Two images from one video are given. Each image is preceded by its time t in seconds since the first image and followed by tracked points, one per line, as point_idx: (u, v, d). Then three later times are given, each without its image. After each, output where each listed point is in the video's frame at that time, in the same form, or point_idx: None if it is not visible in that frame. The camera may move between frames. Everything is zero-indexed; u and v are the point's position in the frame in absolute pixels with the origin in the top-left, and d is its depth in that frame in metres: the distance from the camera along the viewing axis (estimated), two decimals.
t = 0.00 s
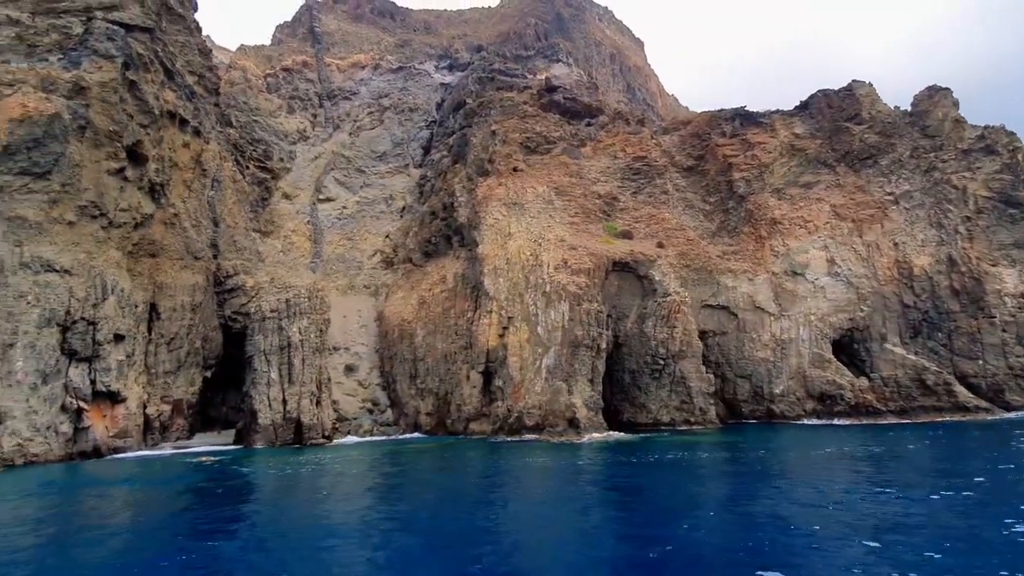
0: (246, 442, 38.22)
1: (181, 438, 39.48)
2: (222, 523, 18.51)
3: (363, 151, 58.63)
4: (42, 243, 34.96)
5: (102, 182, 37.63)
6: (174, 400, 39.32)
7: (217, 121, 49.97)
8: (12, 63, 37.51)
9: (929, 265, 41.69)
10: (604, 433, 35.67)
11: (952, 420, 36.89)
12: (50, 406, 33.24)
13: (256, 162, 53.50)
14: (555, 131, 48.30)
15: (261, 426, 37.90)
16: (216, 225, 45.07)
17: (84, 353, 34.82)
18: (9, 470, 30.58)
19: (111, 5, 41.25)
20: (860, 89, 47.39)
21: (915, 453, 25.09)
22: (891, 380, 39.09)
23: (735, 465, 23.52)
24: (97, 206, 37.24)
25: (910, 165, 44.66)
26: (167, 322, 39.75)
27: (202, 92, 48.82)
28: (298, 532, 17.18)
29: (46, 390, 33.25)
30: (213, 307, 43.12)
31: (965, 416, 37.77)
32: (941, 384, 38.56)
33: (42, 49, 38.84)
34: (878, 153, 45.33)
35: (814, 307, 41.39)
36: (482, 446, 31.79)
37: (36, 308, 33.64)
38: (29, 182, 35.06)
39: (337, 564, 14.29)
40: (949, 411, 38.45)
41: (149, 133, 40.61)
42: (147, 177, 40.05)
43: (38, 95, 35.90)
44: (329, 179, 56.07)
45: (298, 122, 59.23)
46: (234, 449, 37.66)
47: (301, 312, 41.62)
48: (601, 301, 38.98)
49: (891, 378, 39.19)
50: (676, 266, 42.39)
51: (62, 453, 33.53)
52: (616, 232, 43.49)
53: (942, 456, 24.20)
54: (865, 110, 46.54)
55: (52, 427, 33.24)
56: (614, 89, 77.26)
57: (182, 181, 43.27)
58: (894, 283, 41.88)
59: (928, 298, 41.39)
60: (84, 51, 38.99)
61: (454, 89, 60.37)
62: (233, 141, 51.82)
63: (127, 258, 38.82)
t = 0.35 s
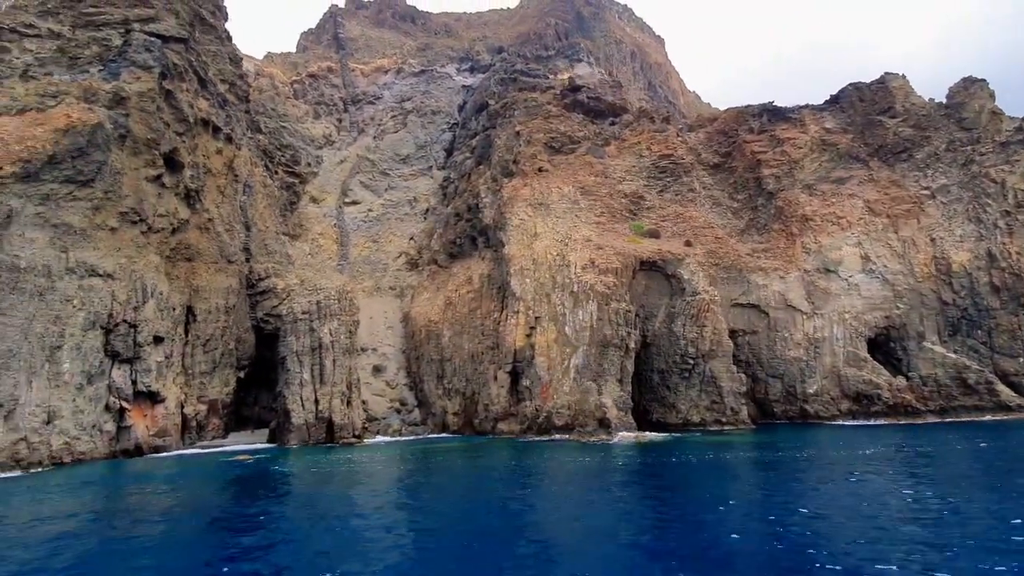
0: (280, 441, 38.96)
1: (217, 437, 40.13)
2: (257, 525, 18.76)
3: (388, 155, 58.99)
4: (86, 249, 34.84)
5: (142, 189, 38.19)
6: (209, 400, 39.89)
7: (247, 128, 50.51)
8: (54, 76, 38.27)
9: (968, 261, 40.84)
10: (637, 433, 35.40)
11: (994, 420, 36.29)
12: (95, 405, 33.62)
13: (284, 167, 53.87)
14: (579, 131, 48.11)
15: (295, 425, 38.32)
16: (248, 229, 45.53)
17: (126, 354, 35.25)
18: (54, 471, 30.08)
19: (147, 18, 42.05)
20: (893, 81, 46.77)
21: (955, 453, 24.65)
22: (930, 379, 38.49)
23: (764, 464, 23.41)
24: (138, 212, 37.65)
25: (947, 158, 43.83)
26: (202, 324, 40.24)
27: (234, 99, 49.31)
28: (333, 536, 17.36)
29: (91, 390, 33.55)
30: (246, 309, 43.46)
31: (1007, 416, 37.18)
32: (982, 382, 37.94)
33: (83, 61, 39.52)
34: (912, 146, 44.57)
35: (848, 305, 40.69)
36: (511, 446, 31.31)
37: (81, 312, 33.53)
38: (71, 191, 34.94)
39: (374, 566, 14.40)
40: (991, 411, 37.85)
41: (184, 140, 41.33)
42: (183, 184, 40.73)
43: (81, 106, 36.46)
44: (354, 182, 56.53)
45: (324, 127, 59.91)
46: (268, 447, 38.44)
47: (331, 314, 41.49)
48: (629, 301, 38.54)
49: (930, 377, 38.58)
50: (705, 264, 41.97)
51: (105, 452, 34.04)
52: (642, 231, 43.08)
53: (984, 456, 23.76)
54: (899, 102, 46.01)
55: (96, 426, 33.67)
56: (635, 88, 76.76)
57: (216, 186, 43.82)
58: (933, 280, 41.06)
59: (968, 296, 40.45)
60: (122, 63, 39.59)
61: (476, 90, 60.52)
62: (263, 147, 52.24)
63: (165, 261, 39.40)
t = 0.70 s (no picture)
0: (315, 443, 38.90)
1: (255, 438, 40.30)
2: (294, 525, 19.09)
3: (414, 159, 58.94)
4: (133, 256, 35.47)
5: (183, 198, 38.75)
6: (247, 402, 40.14)
7: (280, 136, 51.11)
8: (100, 90, 39.68)
9: (1014, 257, 39.77)
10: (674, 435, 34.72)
11: None
12: (141, 406, 34.20)
13: (314, 173, 54.29)
14: (606, 132, 47.97)
15: (330, 427, 38.34)
16: (282, 234, 46.30)
17: (170, 358, 35.70)
18: (104, 471, 30.44)
19: (187, 32, 43.37)
20: (933, 73, 45.67)
21: (1004, 453, 24.12)
22: (977, 379, 37.61)
23: (798, 465, 23.28)
24: (179, 219, 38.20)
25: (990, 151, 42.64)
26: (240, 328, 40.52)
27: (267, 109, 49.87)
28: (369, 535, 17.64)
29: (138, 392, 34.23)
30: (281, 313, 43.95)
31: None
32: None
33: (127, 75, 40.92)
34: (954, 140, 43.53)
35: (890, 304, 39.75)
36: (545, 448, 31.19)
37: (128, 316, 34.28)
38: (119, 200, 35.51)
39: (412, 565, 14.64)
40: None
41: (223, 149, 42.04)
42: (221, 191, 41.33)
43: (127, 119, 37.35)
44: (382, 188, 56.61)
45: (352, 133, 60.40)
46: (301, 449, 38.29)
47: (364, 316, 41.65)
48: (661, 300, 38.28)
49: (977, 377, 37.71)
50: (738, 263, 41.52)
51: (151, 453, 34.46)
52: (673, 230, 42.62)
53: None
54: (940, 95, 44.81)
55: (143, 427, 34.19)
56: (659, 87, 76.13)
57: (253, 194, 44.57)
58: (977, 277, 40.11)
59: (1015, 293, 39.31)
60: (165, 76, 40.42)
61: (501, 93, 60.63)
62: (294, 155, 52.72)
63: (205, 267, 39.84)
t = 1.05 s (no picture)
0: (345, 452, 38.97)
1: (287, 447, 40.53)
2: (324, 533, 19.25)
3: (438, 171, 59.46)
4: (173, 269, 36.39)
5: (220, 212, 39.36)
6: (280, 411, 40.29)
7: (311, 151, 51.67)
8: (141, 110, 41.68)
9: None
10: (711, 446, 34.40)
11: None
12: (180, 416, 34.81)
13: (341, 186, 54.39)
14: (632, 141, 47.79)
15: (360, 436, 38.24)
16: (312, 246, 46.53)
17: (206, 368, 36.16)
18: (144, 479, 31.09)
19: (222, 52, 44.79)
20: (971, 73, 44.75)
21: None
22: None
23: (843, 476, 22.85)
24: (215, 234, 38.89)
25: None
26: (273, 338, 40.60)
27: (299, 125, 50.23)
28: (398, 543, 17.80)
29: (177, 402, 34.79)
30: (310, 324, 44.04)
31: None
32: None
33: (167, 95, 42.60)
34: (995, 141, 42.26)
35: (932, 310, 38.94)
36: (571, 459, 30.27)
37: (168, 327, 35.02)
38: (160, 216, 36.45)
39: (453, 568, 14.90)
40: None
41: (256, 165, 42.44)
42: (255, 206, 41.80)
43: (167, 137, 38.45)
44: (406, 200, 56.84)
45: (378, 147, 60.91)
46: (333, 458, 38.47)
47: (392, 326, 41.67)
48: (692, 307, 37.60)
49: None
50: (771, 270, 40.29)
51: (189, 461, 35.02)
52: (702, 237, 42.03)
53: None
54: (978, 96, 43.72)
55: (181, 436, 34.82)
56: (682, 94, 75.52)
57: (284, 208, 44.95)
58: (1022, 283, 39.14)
59: None
60: (202, 95, 41.85)
61: (523, 104, 60.70)
62: (324, 169, 53.15)
63: (240, 280, 40.36)
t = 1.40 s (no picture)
0: (374, 467, 38.87)
1: (316, 461, 40.54)
2: (353, 547, 19.44)
3: (461, 187, 59.98)
4: (209, 286, 36.97)
5: (254, 230, 39.92)
6: (309, 426, 40.36)
7: (339, 169, 52.19)
8: (179, 133, 42.31)
9: None
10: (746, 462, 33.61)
11: None
12: (214, 430, 35.09)
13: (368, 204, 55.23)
14: (657, 153, 47.62)
15: (389, 451, 38.15)
16: (341, 262, 46.93)
17: (240, 383, 36.48)
18: (183, 492, 31.66)
19: (257, 76, 45.34)
20: (1005, 79, 43.80)
21: None
22: None
23: (886, 492, 22.33)
24: (249, 251, 39.35)
25: None
26: (302, 353, 40.87)
27: (326, 144, 50.77)
28: (425, 558, 17.97)
29: (212, 416, 35.18)
30: (338, 339, 44.26)
31: None
32: None
33: (204, 118, 43.14)
34: None
35: (973, 321, 38.12)
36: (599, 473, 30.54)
37: (204, 343, 35.59)
38: (197, 234, 37.35)
39: None
40: None
41: (288, 184, 42.81)
42: (287, 224, 42.27)
43: (205, 158, 39.14)
44: (431, 216, 57.30)
45: (403, 164, 61.56)
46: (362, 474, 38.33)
47: (420, 340, 41.76)
48: (723, 321, 36.97)
49: None
50: (803, 282, 39.75)
51: (222, 475, 35.24)
52: (731, 249, 41.64)
53: None
54: (1013, 101, 42.87)
55: (215, 450, 35.11)
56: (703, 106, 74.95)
57: (313, 225, 45.24)
58: None
59: None
60: (238, 118, 42.13)
61: (545, 120, 60.90)
62: (351, 187, 53.81)
63: (272, 295, 40.71)
